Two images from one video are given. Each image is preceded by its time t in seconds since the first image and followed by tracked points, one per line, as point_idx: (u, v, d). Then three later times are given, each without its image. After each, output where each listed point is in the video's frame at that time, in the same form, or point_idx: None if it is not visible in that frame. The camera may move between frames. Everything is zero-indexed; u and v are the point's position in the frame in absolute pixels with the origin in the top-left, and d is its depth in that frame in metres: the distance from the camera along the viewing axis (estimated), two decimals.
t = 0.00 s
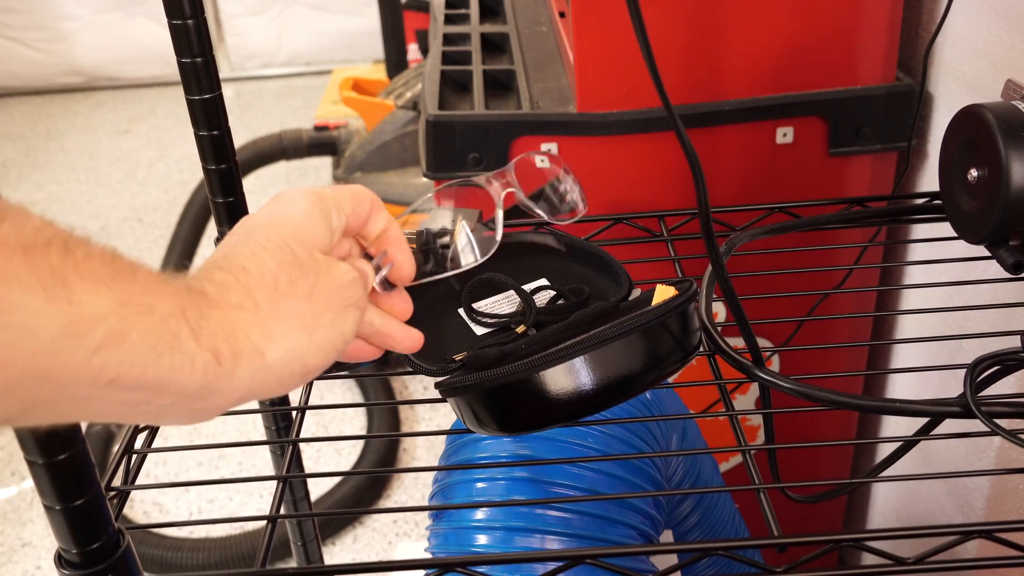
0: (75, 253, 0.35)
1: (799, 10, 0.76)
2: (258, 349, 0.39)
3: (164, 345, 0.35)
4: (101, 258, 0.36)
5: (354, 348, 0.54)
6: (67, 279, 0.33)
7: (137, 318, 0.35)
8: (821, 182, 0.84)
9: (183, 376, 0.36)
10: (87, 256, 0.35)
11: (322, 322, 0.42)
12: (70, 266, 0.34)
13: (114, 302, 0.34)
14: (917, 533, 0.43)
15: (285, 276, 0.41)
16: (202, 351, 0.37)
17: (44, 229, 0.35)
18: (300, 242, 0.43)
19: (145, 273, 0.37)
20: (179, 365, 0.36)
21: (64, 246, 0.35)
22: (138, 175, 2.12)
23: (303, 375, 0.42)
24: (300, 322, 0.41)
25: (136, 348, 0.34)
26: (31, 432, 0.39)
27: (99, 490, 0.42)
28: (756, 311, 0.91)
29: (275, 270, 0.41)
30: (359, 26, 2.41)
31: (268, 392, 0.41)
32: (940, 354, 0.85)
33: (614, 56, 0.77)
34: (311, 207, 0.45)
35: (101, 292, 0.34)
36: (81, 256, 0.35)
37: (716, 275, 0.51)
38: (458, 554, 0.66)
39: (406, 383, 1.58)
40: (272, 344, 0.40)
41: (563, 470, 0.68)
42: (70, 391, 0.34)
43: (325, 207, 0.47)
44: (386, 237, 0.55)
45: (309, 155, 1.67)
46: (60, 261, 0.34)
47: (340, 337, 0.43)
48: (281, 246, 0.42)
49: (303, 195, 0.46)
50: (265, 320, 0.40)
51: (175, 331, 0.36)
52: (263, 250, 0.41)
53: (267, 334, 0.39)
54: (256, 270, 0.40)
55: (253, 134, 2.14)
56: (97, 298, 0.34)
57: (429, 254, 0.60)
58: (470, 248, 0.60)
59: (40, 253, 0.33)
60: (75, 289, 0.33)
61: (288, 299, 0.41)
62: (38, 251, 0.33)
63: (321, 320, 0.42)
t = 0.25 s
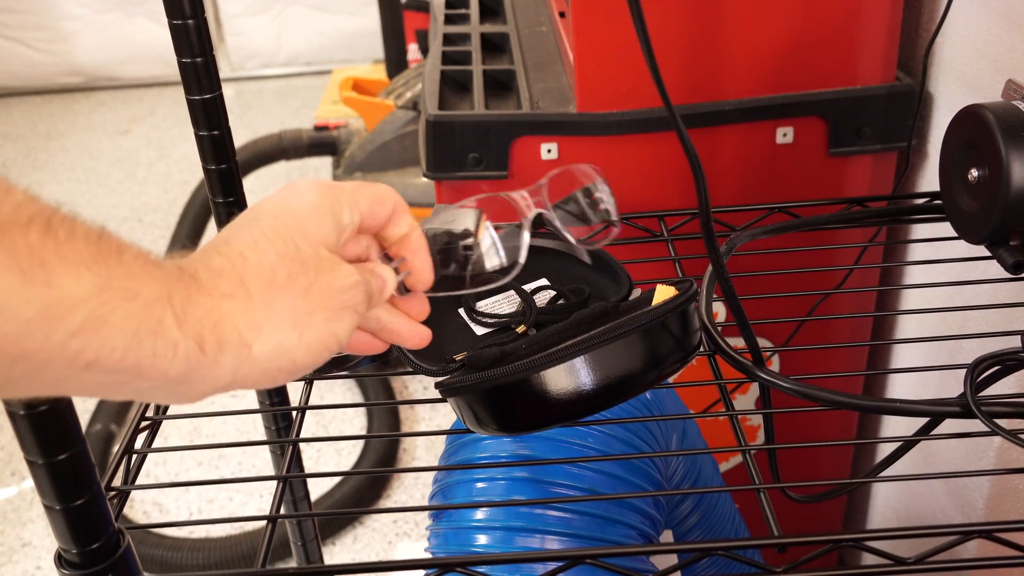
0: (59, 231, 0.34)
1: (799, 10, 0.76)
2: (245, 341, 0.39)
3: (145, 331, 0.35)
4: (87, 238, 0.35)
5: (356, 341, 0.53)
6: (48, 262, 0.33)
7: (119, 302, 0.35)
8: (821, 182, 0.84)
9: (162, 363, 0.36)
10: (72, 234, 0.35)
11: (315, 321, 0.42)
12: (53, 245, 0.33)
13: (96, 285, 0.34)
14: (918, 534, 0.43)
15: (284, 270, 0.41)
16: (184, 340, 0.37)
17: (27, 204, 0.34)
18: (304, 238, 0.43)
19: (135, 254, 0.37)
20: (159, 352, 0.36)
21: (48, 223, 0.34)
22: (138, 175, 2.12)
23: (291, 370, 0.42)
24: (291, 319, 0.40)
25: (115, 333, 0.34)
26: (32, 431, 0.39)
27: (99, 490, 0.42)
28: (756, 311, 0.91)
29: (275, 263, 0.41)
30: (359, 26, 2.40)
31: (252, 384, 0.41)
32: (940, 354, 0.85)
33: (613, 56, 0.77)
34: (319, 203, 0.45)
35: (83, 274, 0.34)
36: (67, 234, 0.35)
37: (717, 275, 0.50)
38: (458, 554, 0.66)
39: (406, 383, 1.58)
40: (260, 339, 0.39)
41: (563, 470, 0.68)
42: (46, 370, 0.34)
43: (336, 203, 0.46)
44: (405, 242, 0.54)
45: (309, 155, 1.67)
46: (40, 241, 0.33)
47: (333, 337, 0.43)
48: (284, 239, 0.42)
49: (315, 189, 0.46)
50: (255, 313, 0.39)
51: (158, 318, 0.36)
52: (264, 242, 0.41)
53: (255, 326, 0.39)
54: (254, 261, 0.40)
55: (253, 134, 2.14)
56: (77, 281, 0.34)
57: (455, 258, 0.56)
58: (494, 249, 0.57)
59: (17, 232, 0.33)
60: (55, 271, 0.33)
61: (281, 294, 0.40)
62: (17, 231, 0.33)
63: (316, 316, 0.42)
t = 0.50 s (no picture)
0: (72, 223, 0.34)
1: (798, 10, 0.76)
2: (248, 355, 0.39)
3: (147, 335, 0.35)
4: (100, 231, 0.35)
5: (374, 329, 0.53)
6: (57, 255, 0.33)
7: (125, 304, 0.34)
8: (821, 182, 0.84)
9: (157, 364, 0.36)
10: (85, 226, 0.34)
11: (321, 342, 0.42)
12: (64, 237, 0.33)
13: (105, 284, 0.34)
14: (918, 534, 0.43)
15: (304, 289, 0.40)
16: (186, 348, 0.37)
17: (42, 192, 0.34)
18: (333, 257, 0.43)
19: (151, 249, 0.36)
20: (157, 355, 0.36)
21: (61, 213, 0.34)
22: (138, 175, 2.12)
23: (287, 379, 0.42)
24: (298, 339, 0.40)
25: (116, 333, 0.34)
26: (32, 430, 0.39)
27: (99, 490, 0.42)
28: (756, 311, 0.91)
29: (297, 278, 0.40)
30: (359, 26, 2.40)
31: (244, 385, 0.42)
32: (940, 354, 0.85)
33: (613, 56, 0.77)
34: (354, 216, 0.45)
35: (92, 271, 0.34)
36: (81, 224, 0.34)
37: (716, 274, 0.51)
38: (458, 554, 0.66)
39: (406, 383, 1.58)
40: (263, 354, 0.40)
41: (563, 470, 0.68)
42: (40, 356, 0.34)
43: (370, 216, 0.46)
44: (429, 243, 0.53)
45: (309, 155, 1.67)
46: (50, 232, 0.33)
47: (334, 356, 0.43)
48: (312, 254, 0.41)
49: (353, 199, 0.46)
50: (264, 329, 0.39)
51: (163, 323, 0.36)
52: (292, 254, 0.41)
53: (262, 343, 0.39)
54: (277, 274, 0.40)
55: (253, 134, 2.14)
56: (85, 279, 0.33)
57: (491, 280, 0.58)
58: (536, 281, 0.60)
59: (28, 222, 0.32)
60: (62, 266, 0.33)
61: (294, 313, 0.40)
62: (29, 220, 0.32)
63: (322, 338, 0.42)
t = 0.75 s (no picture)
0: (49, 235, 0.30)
1: (799, 10, 0.76)
2: (212, 372, 0.37)
3: (107, 349, 0.33)
4: (81, 242, 0.31)
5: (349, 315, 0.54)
6: (28, 267, 0.30)
7: (90, 323, 0.32)
8: (821, 181, 0.84)
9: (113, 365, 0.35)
10: (65, 238, 0.31)
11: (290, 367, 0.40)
12: (39, 249, 0.30)
13: (73, 301, 0.31)
14: (918, 534, 0.43)
15: (289, 326, 0.38)
16: (146, 362, 0.35)
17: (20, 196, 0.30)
18: (334, 289, 0.39)
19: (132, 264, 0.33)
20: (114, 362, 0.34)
21: (36, 221, 0.30)
22: (138, 175, 2.12)
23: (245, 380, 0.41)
24: (267, 364, 0.38)
25: (75, 344, 0.32)
26: (32, 430, 0.39)
27: (99, 491, 0.42)
28: (756, 311, 0.91)
29: (285, 315, 0.37)
30: (359, 26, 2.40)
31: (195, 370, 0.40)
32: (940, 354, 0.85)
33: (613, 56, 0.77)
34: (373, 244, 0.40)
35: (60, 287, 0.31)
36: (61, 234, 0.31)
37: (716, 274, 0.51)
38: (458, 554, 0.66)
39: (406, 383, 1.58)
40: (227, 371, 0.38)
41: (563, 470, 0.68)
42: None
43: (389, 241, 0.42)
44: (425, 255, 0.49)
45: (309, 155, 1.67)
46: (23, 243, 0.30)
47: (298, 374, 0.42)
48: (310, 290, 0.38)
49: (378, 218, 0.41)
50: (235, 356, 0.37)
51: (127, 343, 0.33)
52: (291, 289, 0.37)
53: (230, 368, 0.37)
54: (266, 305, 0.36)
55: (253, 134, 2.14)
56: (52, 295, 0.31)
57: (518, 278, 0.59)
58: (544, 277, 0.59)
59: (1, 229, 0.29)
60: (28, 280, 0.30)
61: (270, 343, 0.38)
62: None
63: (292, 365, 0.40)
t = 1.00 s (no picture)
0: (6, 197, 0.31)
1: (799, 10, 0.76)
2: (173, 341, 0.37)
3: (64, 313, 0.33)
4: (40, 206, 0.31)
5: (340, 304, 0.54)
6: None
7: (43, 288, 0.32)
8: (821, 181, 0.84)
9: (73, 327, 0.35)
10: (22, 200, 0.31)
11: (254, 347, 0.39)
12: None
13: (27, 265, 0.31)
14: (918, 534, 0.43)
15: (256, 310, 0.37)
16: (103, 328, 0.35)
17: None
18: (309, 278, 0.38)
19: (93, 232, 0.32)
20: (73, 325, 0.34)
21: None
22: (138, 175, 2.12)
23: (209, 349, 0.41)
24: (229, 342, 0.38)
25: (29, 305, 0.33)
26: (32, 430, 0.39)
27: (98, 491, 0.42)
28: (756, 311, 0.91)
29: (254, 298, 0.37)
30: (359, 26, 2.40)
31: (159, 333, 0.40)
32: (940, 354, 0.85)
33: (613, 56, 0.77)
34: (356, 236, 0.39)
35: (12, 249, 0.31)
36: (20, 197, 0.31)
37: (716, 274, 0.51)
38: (458, 554, 0.66)
39: (406, 383, 1.58)
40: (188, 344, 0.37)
41: (563, 470, 0.68)
42: None
43: (374, 234, 0.40)
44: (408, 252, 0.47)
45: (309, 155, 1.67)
46: None
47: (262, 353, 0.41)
48: (282, 278, 0.37)
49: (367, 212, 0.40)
50: (197, 332, 0.36)
51: (83, 310, 0.33)
52: (263, 274, 0.36)
53: (192, 339, 0.37)
54: (235, 287, 0.36)
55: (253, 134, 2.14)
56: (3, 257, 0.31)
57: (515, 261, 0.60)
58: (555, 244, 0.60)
59: None
60: None
61: (234, 325, 0.37)
62: None
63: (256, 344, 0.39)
